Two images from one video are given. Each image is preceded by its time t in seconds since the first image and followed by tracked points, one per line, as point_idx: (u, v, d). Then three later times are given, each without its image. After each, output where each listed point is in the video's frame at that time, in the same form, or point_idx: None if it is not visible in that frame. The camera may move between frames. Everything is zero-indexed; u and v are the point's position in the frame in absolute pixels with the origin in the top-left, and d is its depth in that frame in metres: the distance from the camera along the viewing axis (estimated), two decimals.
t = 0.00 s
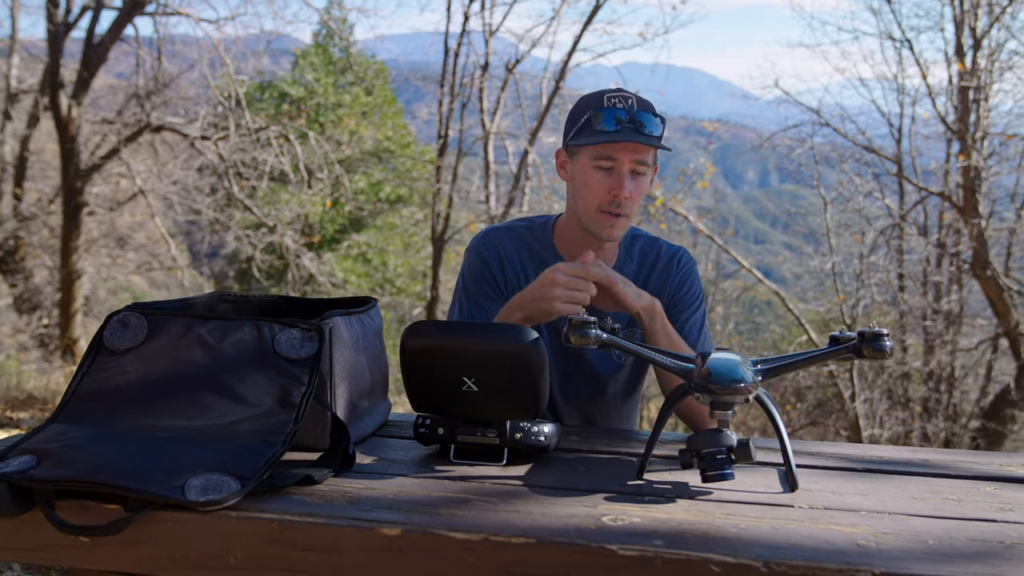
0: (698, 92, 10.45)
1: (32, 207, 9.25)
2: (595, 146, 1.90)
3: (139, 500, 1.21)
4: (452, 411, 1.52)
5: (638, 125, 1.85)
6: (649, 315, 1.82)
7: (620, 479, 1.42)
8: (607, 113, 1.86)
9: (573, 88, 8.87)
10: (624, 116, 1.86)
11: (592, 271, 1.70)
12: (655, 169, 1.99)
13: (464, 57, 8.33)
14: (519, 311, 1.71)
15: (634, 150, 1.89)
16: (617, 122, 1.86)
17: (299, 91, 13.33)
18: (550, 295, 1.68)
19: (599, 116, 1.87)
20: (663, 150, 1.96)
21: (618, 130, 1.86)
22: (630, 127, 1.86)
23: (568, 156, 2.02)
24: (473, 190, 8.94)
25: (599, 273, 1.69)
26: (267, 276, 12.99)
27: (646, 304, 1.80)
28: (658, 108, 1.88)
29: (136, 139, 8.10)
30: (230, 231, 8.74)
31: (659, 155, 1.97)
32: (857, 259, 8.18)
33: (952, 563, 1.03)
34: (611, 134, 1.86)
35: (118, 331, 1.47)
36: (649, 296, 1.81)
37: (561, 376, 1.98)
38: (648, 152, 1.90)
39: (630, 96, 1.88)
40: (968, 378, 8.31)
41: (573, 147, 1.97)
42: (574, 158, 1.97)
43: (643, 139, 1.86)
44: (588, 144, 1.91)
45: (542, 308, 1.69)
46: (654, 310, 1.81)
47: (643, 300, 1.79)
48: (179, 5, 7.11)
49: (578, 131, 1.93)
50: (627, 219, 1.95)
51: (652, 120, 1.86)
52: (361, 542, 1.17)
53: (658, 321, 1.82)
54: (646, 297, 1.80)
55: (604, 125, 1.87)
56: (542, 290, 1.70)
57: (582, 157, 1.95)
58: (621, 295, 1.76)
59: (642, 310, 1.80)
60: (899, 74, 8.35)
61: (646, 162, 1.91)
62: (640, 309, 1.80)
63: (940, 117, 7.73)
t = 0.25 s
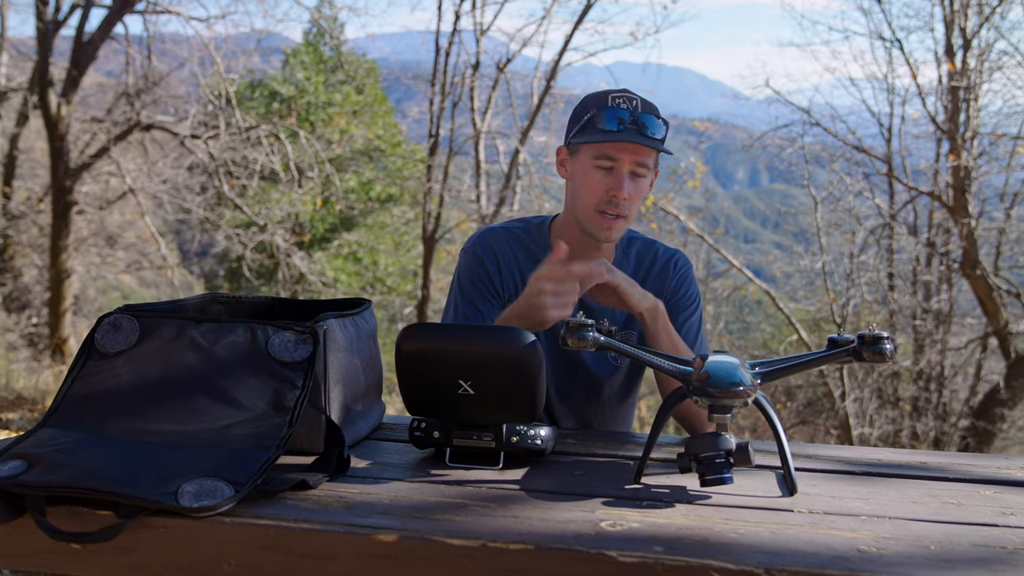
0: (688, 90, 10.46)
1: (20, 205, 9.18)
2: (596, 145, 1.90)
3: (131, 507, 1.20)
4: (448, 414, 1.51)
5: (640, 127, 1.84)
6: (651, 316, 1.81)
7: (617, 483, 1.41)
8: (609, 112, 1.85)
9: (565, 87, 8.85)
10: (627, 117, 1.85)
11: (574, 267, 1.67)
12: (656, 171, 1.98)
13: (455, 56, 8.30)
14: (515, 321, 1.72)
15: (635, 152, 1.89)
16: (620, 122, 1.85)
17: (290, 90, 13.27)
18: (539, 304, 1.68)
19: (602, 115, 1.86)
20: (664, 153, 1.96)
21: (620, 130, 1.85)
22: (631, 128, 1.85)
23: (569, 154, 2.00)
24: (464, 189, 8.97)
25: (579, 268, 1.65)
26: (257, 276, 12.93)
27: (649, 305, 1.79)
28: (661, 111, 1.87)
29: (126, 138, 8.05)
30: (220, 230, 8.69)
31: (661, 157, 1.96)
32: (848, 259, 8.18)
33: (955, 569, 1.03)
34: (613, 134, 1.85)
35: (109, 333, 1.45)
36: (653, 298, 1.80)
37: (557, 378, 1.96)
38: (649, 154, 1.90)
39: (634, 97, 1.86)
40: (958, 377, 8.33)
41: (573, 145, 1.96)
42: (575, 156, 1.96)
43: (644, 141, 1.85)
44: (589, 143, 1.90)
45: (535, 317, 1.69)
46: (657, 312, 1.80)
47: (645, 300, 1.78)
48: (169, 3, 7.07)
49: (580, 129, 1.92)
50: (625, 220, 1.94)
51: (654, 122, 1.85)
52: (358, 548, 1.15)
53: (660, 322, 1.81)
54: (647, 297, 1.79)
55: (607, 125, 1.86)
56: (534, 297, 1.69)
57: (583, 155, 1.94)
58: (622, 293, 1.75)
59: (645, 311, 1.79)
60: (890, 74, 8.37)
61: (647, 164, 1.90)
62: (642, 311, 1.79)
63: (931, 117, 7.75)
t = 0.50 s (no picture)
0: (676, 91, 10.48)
1: (8, 206, 9.12)
2: (584, 144, 1.90)
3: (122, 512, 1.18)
4: (442, 418, 1.50)
5: (626, 124, 1.85)
6: (652, 317, 1.81)
7: (612, 486, 1.41)
8: (596, 110, 1.86)
9: (555, 87, 8.85)
10: (614, 115, 1.86)
11: (586, 288, 1.62)
12: (645, 173, 1.99)
13: (445, 56, 8.28)
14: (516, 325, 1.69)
15: (623, 150, 1.89)
16: (606, 120, 1.86)
17: (279, 89, 13.23)
18: (542, 313, 1.65)
19: (589, 113, 1.87)
20: (654, 154, 1.96)
21: (607, 128, 1.86)
22: (618, 126, 1.86)
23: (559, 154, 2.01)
24: (454, 190, 8.97)
25: (591, 291, 1.61)
26: (246, 276, 12.88)
27: (650, 307, 1.79)
28: (649, 110, 1.88)
29: (115, 138, 8.00)
30: (209, 230, 8.64)
31: (650, 158, 1.96)
32: (836, 259, 8.20)
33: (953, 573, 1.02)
34: (600, 132, 1.86)
35: (99, 336, 1.43)
36: (654, 299, 1.80)
37: (552, 381, 1.95)
38: (636, 153, 1.90)
39: (622, 95, 1.87)
40: (946, 376, 8.36)
41: (562, 145, 1.96)
42: (564, 156, 1.97)
43: (630, 138, 1.86)
44: (577, 142, 1.91)
45: (535, 326, 1.66)
46: (658, 313, 1.81)
47: (648, 302, 1.78)
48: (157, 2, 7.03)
49: (568, 129, 1.93)
50: (613, 219, 1.93)
51: (641, 120, 1.86)
52: (352, 553, 1.14)
53: (661, 323, 1.82)
54: (650, 297, 1.79)
55: (594, 123, 1.87)
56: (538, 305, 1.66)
57: (571, 155, 1.94)
58: (628, 300, 1.76)
59: (647, 313, 1.79)
60: (879, 75, 8.40)
61: (635, 163, 1.91)
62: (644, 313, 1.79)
63: (919, 118, 7.78)
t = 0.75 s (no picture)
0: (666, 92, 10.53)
1: None
2: (577, 145, 1.90)
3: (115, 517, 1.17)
4: (437, 422, 1.49)
5: (619, 125, 1.86)
6: (649, 321, 1.82)
7: (609, 490, 1.40)
8: (589, 111, 1.86)
9: (545, 88, 8.85)
10: (607, 116, 1.86)
11: (583, 291, 1.62)
12: (639, 174, 1.99)
13: (434, 57, 8.26)
14: (511, 327, 1.68)
15: (616, 152, 1.89)
16: (599, 122, 1.86)
17: (268, 90, 13.18)
18: (537, 315, 1.64)
19: (582, 114, 1.87)
20: (647, 156, 1.96)
21: (600, 129, 1.86)
22: (611, 127, 1.86)
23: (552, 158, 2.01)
24: (443, 191, 8.95)
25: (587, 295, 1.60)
26: (235, 277, 12.82)
27: (646, 311, 1.78)
28: (641, 112, 1.89)
29: (103, 138, 7.94)
30: (197, 231, 8.59)
31: (643, 160, 1.97)
32: (826, 260, 8.22)
33: None
34: (593, 133, 1.86)
35: (91, 339, 1.42)
36: (650, 304, 1.79)
37: (547, 384, 1.94)
38: (630, 154, 1.90)
39: (614, 97, 1.88)
40: (935, 377, 8.39)
41: (555, 148, 1.96)
42: (556, 159, 1.97)
43: (623, 139, 1.86)
44: (570, 144, 1.91)
45: (530, 327, 1.65)
46: (656, 316, 1.81)
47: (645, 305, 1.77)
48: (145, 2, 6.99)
49: (561, 131, 1.93)
50: (607, 221, 1.93)
51: (634, 121, 1.86)
52: (349, 559, 1.13)
53: (658, 326, 1.82)
54: (648, 302, 1.78)
55: (587, 124, 1.87)
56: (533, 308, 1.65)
57: (564, 157, 1.94)
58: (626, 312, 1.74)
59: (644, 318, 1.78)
60: (867, 76, 8.42)
61: (628, 164, 1.91)
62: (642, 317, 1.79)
63: (908, 119, 7.80)
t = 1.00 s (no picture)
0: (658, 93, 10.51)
1: None
2: (572, 148, 1.90)
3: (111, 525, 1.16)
4: (435, 427, 1.49)
5: (613, 126, 1.85)
6: (654, 325, 1.82)
7: (607, 495, 1.40)
8: (583, 113, 1.86)
9: (537, 90, 8.84)
10: (601, 118, 1.86)
11: (584, 301, 1.62)
12: (635, 175, 1.98)
13: (427, 59, 8.23)
14: (507, 330, 1.68)
15: (611, 153, 1.89)
16: (593, 124, 1.86)
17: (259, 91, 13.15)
18: (534, 319, 1.64)
19: (576, 116, 1.87)
20: (643, 156, 1.96)
21: (594, 131, 1.86)
22: (605, 129, 1.86)
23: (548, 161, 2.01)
24: (435, 193, 8.94)
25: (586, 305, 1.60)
26: (226, 278, 12.77)
27: (653, 315, 1.78)
28: (635, 112, 1.88)
29: (94, 140, 7.90)
30: (189, 233, 8.55)
31: (639, 160, 1.96)
32: (818, 262, 8.24)
33: None
34: (587, 135, 1.86)
35: (85, 344, 1.40)
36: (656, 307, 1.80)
37: (543, 389, 1.94)
38: (625, 155, 1.89)
39: (608, 98, 1.87)
40: (925, 378, 8.41)
41: (550, 151, 1.96)
42: (552, 161, 1.96)
43: (618, 140, 1.86)
44: (565, 146, 1.91)
45: (524, 331, 1.65)
46: (660, 320, 1.81)
47: (653, 308, 1.77)
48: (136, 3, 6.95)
49: (555, 134, 1.92)
50: (604, 223, 1.92)
51: (628, 122, 1.86)
52: (347, 566, 1.13)
53: (662, 330, 1.83)
54: (655, 306, 1.78)
55: (581, 126, 1.87)
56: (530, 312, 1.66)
57: (559, 160, 1.94)
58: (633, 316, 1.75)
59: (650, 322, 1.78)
60: (859, 78, 8.44)
61: (623, 165, 1.90)
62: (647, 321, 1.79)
63: (899, 121, 7.82)
